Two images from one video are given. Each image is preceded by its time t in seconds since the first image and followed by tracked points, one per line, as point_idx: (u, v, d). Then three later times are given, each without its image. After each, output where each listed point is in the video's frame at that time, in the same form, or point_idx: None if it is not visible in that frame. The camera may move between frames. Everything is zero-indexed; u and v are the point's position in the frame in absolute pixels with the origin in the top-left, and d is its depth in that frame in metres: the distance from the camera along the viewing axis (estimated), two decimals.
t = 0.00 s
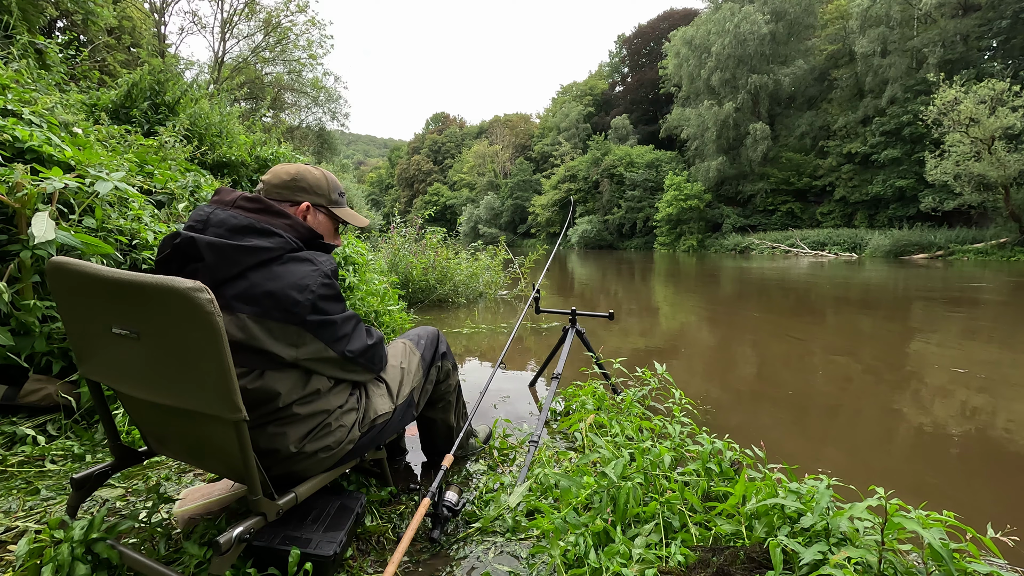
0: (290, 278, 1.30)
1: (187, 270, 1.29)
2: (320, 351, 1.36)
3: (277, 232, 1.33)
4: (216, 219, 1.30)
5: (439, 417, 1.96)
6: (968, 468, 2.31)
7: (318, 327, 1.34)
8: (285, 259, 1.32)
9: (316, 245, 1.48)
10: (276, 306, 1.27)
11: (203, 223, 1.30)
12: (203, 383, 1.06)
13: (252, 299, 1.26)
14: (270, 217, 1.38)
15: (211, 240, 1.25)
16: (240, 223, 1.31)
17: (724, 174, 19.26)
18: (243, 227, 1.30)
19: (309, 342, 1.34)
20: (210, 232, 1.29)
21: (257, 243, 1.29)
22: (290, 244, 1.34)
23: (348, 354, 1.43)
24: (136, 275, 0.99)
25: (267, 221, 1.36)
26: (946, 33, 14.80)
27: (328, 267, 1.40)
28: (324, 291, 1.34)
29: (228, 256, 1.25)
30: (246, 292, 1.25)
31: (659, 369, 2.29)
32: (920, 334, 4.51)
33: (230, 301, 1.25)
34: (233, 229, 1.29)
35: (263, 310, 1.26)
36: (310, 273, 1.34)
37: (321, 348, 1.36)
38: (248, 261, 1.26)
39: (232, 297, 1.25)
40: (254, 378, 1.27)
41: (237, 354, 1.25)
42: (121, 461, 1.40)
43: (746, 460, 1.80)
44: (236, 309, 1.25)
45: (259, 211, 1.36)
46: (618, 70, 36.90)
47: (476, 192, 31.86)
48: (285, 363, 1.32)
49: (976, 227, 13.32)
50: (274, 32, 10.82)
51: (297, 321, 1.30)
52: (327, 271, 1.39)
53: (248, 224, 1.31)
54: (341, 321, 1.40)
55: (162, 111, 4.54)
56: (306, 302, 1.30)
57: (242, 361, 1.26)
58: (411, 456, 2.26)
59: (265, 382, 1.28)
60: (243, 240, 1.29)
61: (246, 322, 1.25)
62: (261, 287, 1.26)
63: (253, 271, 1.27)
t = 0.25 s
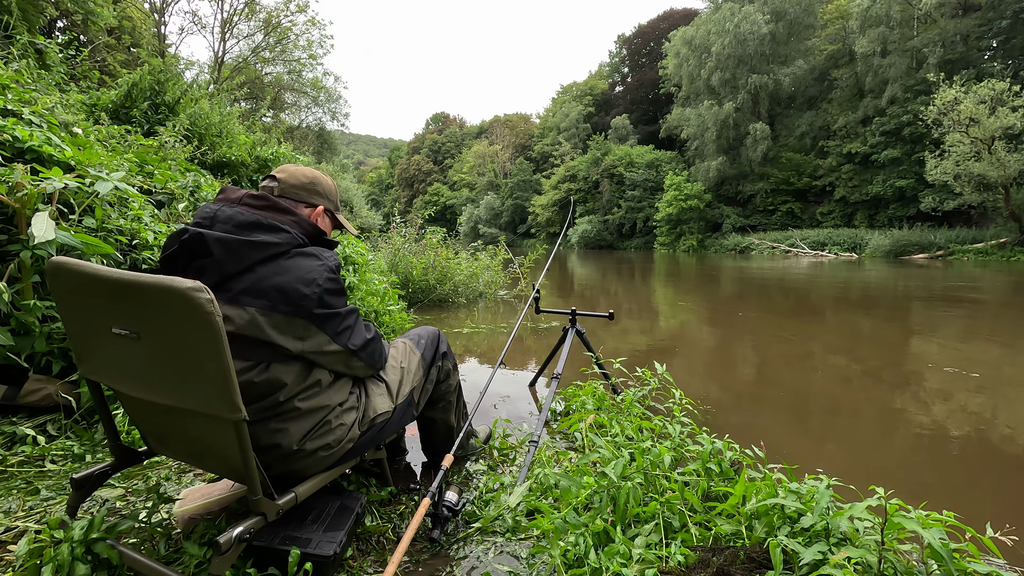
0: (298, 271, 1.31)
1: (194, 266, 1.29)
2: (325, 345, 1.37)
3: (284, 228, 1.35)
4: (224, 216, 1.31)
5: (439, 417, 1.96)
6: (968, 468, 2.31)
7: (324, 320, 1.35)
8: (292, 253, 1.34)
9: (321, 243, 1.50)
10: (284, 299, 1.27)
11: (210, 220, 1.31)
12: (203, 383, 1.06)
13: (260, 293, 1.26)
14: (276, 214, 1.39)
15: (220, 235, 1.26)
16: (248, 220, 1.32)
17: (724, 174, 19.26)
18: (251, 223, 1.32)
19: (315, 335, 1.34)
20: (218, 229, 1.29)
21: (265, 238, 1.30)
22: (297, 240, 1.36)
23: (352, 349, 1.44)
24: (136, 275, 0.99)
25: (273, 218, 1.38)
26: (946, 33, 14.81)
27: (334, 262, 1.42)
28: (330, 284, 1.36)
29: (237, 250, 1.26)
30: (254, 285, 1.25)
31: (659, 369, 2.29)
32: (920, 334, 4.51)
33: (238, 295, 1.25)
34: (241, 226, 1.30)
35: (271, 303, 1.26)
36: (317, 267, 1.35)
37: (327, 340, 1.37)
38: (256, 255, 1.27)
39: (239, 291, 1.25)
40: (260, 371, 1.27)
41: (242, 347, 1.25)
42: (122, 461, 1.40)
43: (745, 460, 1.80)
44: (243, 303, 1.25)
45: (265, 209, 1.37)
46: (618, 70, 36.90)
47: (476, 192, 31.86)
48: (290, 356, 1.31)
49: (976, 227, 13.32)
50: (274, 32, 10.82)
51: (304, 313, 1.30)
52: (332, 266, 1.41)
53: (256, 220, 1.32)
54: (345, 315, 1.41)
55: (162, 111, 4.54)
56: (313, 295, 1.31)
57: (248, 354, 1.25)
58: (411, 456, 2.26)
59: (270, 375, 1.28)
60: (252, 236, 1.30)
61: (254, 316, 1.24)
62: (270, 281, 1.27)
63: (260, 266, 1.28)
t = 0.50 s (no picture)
0: (312, 261, 1.35)
1: (207, 259, 1.30)
2: (334, 331, 1.41)
3: (295, 221, 1.39)
4: (236, 210, 1.32)
5: (439, 417, 1.96)
6: (968, 468, 2.31)
7: (336, 307, 1.39)
8: (304, 244, 1.37)
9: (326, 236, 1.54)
10: (301, 287, 1.32)
11: (222, 214, 1.31)
12: (204, 382, 1.06)
13: (279, 282, 1.30)
14: (285, 208, 1.43)
15: (237, 228, 1.28)
16: (260, 213, 1.34)
17: (724, 174, 19.25)
18: (265, 216, 1.34)
19: (328, 322, 1.38)
20: (231, 222, 1.31)
21: (279, 230, 1.33)
22: (309, 232, 1.40)
23: (357, 337, 1.49)
24: (136, 275, 0.99)
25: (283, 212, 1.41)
26: (946, 33, 14.81)
27: (342, 253, 1.46)
28: (343, 274, 1.41)
29: (254, 242, 1.29)
30: (272, 274, 1.29)
31: (659, 369, 2.29)
32: (921, 334, 4.51)
33: (256, 285, 1.28)
34: (255, 218, 1.33)
35: (290, 292, 1.30)
36: (329, 257, 1.39)
37: (336, 327, 1.41)
38: (272, 246, 1.31)
39: (258, 281, 1.28)
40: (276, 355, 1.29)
41: (256, 334, 1.26)
42: (122, 461, 1.39)
43: (746, 460, 1.80)
44: (261, 292, 1.28)
45: (274, 203, 1.40)
46: (618, 70, 36.90)
47: (476, 192, 31.86)
48: (303, 342, 1.34)
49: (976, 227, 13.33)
50: (274, 32, 10.82)
51: (320, 301, 1.35)
52: (341, 256, 1.46)
53: (269, 213, 1.35)
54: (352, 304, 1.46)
55: (162, 111, 4.54)
56: (328, 283, 1.35)
57: (263, 341, 1.27)
58: (412, 456, 2.26)
59: (283, 361, 1.30)
60: (266, 228, 1.32)
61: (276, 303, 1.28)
62: (287, 270, 1.31)
63: (276, 256, 1.31)
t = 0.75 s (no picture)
0: (299, 242, 1.36)
1: (197, 252, 1.32)
2: (333, 311, 1.40)
3: (278, 206, 1.39)
4: (219, 201, 1.33)
5: (440, 416, 1.96)
6: (967, 468, 2.31)
7: (330, 286, 1.40)
8: (289, 227, 1.38)
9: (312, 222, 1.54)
10: (291, 267, 1.32)
11: (206, 206, 1.32)
12: (203, 381, 1.06)
13: (269, 265, 1.31)
14: (268, 196, 1.43)
15: (222, 217, 1.29)
16: (243, 201, 1.35)
17: (724, 174, 19.25)
18: (248, 204, 1.35)
19: (323, 301, 1.38)
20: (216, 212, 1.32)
21: (263, 215, 1.34)
22: (293, 215, 1.41)
23: (356, 320, 1.48)
24: (136, 275, 0.99)
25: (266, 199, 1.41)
26: (946, 33, 14.82)
27: (329, 236, 1.47)
28: (331, 253, 1.41)
29: (241, 228, 1.30)
30: (262, 258, 1.30)
31: (659, 369, 2.29)
32: (920, 334, 4.51)
33: (247, 270, 1.29)
34: (239, 207, 1.33)
35: (282, 273, 1.31)
36: (316, 238, 1.40)
37: (333, 308, 1.40)
38: (258, 231, 1.32)
39: (248, 267, 1.29)
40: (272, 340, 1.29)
41: (252, 321, 1.27)
42: (121, 461, 1.39)
43: (745, 460, 1.80)
44: (254, 276, 1.29)
45: (256, 191, 1.41)
46: (618, 70, 36.90)
47: (476, 192, 31.87)
48: (299, 325, 1.34)
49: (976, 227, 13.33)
50: (274, 32, 10.82)
51: (312, 280, 1.35)
52: (328, 239, 1.46)
53: (252, 201, 1.36)
54: (347, 284, 1.46)
55: (162, 111, 4.54)
56: (317, 262, 1.36)
57: (261, 327, 1.27)
58: (412, 456, 2.26)
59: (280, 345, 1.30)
60: (251, 214, 1.34)
61: (270, 285, 1.29)
62: (276, 252, 1.32)
63: (263, 240, 1.32)
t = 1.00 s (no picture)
0: (288, 234, 1.35)
1: (189, 249, 1.31)
2: (328, 301, 1.40)
3: (265, 199, 1.38)
4: (206, 198, 1.32)
5: (440, 415, 1.96)
6: (967, 468, 2.31)
7: (323, 276, 1.39)
8: (278, 221, 1.37)
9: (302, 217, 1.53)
10: (282, 259, 1.32)
11: (194, 203, 1.31)
12: (203, 380, 1.06)
13: (260, 258, 1.30)
14: (255, 190, 1.42)
15: (211, 213, 1.29)
16: (231, 197, 1.34)
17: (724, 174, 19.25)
18: (235, 199, 1.34)
19: (318, 292, 1.38)
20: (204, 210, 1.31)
21: (251, 209, 1.33)
22: (281, 209, 1.39)
23: (353, 310, 1.48)
24: (136, 275, 0.99)
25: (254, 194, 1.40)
26: (946, 33, 14.84)
27: (319, 228, 1.46)
28: (321, 245, 1.40)
29: (230, 223, 1.29)
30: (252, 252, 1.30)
31: (659, 369, 2.29)
32: (920, 334, 4.51)
33: (238, 265, 1.28)
34: (227, 203, 1.32)
35: (273, 264, 1.30)
36: (305, 230, 1.39)
37: (328, 298, 1.40)
38: (248, 227, 1.31)
39: (239, 261, 1.29)
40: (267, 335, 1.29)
41: (248, 317, 1.26)
42: (122, 461, 1.40)
43: (745, 460, 1.80)
44: (247, 270, 1.29)
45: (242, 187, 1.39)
46: (618, 70, 36.90)
47: (476, 192, 31.87)
48: (294, 318, 1.34)
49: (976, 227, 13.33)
50: (274, 32, 10.81)
51: (304, 270, 1.34)
52: (318, 231, 1.45)
53: (239, 196, 1.34)
54: (340, 275, 1.46)
55: (162, 111, 4.54)
56: (308, 252, 1.35)
57: (256, 322, 1.27)
58: (412, 456, 2.26)
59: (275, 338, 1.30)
60: (238, 209, 1.33)
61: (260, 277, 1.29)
62: (266, 245, 1.31)
63: (252, 234, 1.32)
